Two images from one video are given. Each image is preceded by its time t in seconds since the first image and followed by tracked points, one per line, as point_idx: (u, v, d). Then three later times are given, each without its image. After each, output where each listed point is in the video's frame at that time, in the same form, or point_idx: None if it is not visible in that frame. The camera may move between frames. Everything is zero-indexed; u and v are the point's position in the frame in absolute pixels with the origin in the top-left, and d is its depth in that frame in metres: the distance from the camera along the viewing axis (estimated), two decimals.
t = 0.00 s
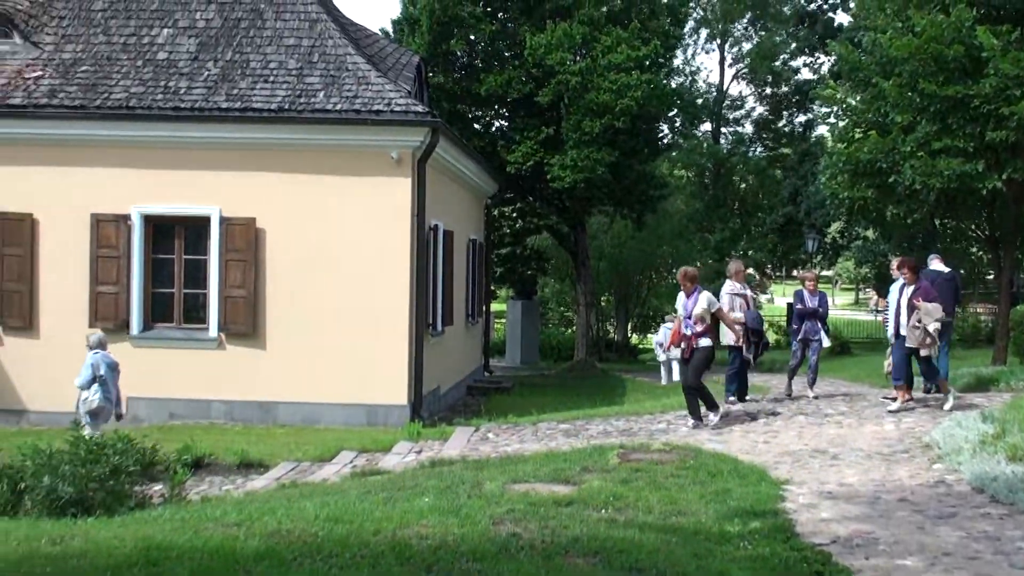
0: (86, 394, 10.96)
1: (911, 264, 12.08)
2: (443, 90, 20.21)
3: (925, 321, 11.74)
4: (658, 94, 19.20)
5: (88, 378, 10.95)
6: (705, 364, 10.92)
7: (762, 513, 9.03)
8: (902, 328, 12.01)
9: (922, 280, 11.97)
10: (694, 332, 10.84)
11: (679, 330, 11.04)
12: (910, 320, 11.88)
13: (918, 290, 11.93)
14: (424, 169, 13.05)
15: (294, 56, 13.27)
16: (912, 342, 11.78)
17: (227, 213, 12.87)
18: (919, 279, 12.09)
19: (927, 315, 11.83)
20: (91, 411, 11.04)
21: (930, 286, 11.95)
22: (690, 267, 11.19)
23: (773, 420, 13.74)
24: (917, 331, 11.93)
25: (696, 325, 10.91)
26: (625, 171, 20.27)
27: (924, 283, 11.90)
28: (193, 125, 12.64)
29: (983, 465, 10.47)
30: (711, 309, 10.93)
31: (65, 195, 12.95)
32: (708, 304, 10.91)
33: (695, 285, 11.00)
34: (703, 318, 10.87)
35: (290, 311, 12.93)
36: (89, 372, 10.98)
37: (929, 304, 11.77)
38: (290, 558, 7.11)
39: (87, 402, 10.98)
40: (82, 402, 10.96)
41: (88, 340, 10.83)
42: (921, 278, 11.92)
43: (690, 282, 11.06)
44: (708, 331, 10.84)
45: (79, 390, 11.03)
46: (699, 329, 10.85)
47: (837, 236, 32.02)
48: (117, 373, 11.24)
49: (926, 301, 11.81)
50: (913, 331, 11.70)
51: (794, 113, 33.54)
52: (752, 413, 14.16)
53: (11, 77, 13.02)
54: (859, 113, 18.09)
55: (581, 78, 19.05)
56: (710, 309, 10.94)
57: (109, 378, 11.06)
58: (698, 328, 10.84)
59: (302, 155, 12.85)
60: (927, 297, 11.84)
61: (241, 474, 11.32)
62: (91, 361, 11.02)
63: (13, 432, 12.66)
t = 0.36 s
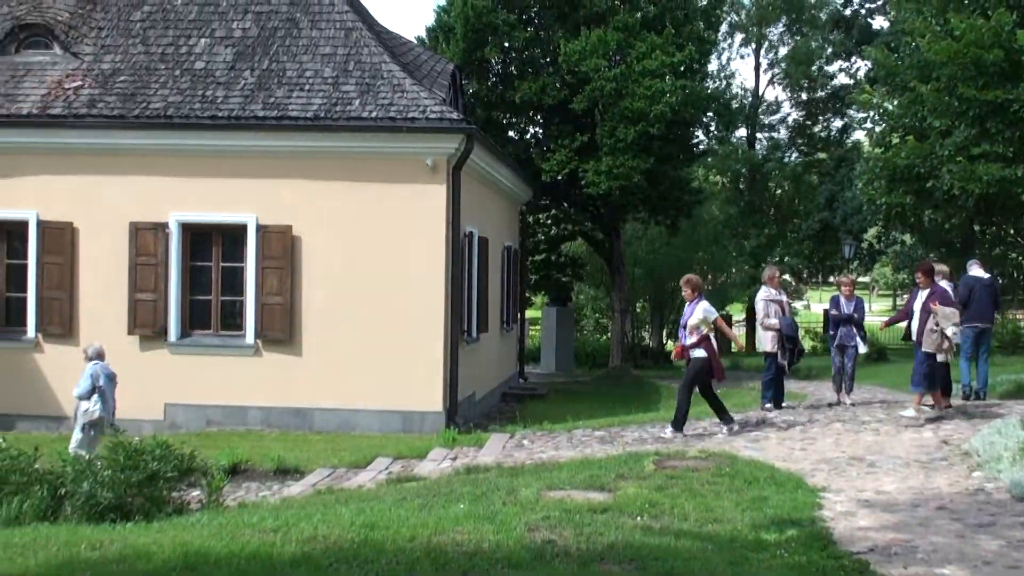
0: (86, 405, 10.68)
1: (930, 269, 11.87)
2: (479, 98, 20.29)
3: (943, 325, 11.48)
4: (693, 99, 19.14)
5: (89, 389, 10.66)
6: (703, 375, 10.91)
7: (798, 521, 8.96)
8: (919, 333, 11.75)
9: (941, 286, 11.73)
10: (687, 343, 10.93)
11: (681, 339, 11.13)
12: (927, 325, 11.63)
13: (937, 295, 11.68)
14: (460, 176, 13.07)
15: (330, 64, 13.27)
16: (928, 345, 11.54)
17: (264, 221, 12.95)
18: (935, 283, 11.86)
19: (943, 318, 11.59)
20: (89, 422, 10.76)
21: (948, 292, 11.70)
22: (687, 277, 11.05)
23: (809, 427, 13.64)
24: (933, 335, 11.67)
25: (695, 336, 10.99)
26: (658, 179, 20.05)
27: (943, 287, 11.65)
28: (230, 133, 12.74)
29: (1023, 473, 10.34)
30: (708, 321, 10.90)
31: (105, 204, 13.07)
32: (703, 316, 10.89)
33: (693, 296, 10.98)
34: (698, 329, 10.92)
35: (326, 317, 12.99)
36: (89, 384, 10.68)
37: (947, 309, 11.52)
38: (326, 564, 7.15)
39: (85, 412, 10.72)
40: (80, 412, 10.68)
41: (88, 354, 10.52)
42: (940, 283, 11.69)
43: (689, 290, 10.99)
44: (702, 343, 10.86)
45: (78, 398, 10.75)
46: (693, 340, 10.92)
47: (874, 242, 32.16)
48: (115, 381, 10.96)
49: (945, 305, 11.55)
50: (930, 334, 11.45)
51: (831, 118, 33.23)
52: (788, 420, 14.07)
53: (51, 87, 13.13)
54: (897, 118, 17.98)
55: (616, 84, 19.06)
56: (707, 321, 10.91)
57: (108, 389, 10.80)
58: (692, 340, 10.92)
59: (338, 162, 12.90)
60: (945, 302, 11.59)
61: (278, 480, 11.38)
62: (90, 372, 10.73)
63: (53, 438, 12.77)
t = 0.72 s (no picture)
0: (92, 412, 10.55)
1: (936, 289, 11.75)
2: (516, 108, 20.36)
3: (943, 344, 11.32)
4: (731, 108, 19.04)
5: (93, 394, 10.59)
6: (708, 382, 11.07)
7: (836, 532, 8.89)
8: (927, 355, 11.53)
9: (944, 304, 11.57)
10: (692, 351, 11.04)
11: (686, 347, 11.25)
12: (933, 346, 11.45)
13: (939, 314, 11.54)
14: (497, 186, 13.08)
15: (367, 74, 13.31)
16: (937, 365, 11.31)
17: (301, 229, 13.03)
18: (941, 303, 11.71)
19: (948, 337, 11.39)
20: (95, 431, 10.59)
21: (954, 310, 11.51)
22: (692, 283, 11.11)
23: (847, 438, 13.53)
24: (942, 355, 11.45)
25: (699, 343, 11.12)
26: (696, 186, 19.88)
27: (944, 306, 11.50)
28: (269, 143, 12.83)
29: None
30: (709, 328, 11.00)
31: (145, 213, 13.18)
32: (704, 324, 11.00)
33: (695, 304, 11.07)
34: (701, 336, 11.03)
35: (363, 326, 13.03)
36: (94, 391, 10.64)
37: (946, 327, 11.36)
38: (364, 572, 7.17)
39: (90, 420, 10.54)
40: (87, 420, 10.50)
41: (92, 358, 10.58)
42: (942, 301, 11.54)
43: (690, 298, 11.08)
44: (705, 350, 10.98)
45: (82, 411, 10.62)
46: (696, 348, 11.03)
47: (913, 250, 31.96)
48: (117, 395, 10.93)
49: (946, 324, 11.39)
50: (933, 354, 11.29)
51: (869, 127, 32.91)
52: (826, 431, 13.97)
53: (93, 97, 13.26)
54: (938, 126, 17.88)
55: (653, 92, 19.01)
56: (707, 328, 11.01)
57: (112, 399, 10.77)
58: (695, 348, 11.04)
59: (375, 171, 12.96)
60: (946, 320, 11.44)
61: (314, 488, 11.42)
62: (94, 380, 10.70)
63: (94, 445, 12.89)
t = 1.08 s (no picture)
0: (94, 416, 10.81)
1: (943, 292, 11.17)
2: (550, 116, 20.44)
3: (950, 351, 10.87)
4: (765, 115, 19.04)
5: (97, 399, 10.89)
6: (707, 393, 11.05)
7: (874, 542, 8.81)
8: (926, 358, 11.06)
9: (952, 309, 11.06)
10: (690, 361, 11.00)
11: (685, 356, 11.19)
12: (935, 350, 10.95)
13: (947, 318, 11.01)
14: (531, 193, 13.11)
15: (402, 82, 13.36)
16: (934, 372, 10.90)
17: (337, 237, 13.09)
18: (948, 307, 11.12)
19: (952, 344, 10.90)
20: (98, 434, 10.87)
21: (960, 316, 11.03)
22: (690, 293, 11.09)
23: (884, 447, 13.42)
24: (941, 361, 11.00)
25: (698, 353, 11.07)
26: (731, 194, 19.91)
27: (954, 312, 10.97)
28: (305, 151, 12.91)
29: None
30: (706, 339, 10.91)
31: (182, 221, 13.29)
32: (702, 334, 10.93)
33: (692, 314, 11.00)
34: (699, 347, 10.98)
35: (399, 333, 13.06)
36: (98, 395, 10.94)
37: (954, 335, 10.87)
38: None
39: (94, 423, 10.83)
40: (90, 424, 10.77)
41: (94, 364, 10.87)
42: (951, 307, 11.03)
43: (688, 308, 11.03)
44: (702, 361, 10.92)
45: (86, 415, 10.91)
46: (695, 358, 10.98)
47: (950, 258, 31.61)
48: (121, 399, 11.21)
49: (954, 331, 10.89)
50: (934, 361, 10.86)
51: (906, 133, 32.60)
52: (863, 440, 13.86)
53: (131, 106, 13.39)
54: (976, 133, 17.74)
55: (687, 99, 18.95)
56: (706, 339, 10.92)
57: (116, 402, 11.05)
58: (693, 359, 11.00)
59: (411, 179, 13.01)
60: (953, 327, 10.91)
61: (349, 495, 11.45)
62: (100, 385, 11.03)
63: (131, 451, 12.99)
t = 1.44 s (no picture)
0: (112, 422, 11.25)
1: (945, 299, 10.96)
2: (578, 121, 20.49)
3: (961, 358, 10.55)
4: (794, 120, 19.01)
5: (110, 404, 11.28)
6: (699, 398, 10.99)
7: (906, 549, 8.75)
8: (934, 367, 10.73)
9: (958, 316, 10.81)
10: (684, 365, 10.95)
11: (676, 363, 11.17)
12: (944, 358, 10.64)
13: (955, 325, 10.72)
14: (559, 198, 13.11)
15: (432, 88, 13.40)
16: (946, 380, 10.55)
17: (367, 243, 13.14)
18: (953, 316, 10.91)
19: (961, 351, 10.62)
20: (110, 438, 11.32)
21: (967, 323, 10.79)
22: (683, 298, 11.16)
23: (917, 453, 13.32)
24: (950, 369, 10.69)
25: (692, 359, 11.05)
26: (760, 199, 19.82)
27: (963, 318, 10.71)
28: (336, 158, 12.98)
29: None
30: (702, 343, 10.94)
31: (213, 227, 13.38)
32: (699, 338, 10.96)
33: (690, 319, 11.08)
34: (694, 351, 10.97)
35: (429, 339, 13.09)
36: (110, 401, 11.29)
37: (964, 339, 10.61)
38: None
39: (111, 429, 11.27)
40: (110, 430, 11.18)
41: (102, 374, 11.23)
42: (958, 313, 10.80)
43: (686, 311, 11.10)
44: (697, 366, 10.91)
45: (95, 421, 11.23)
46: (689, 362, 10.96)
47: (982, 263, 31.37)
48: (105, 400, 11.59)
49: (963, 336, 10.62)
50: (945, 368, 10.53)
51: (936, 138, 32.33)
52: (894, 446, 13.77)
53: (163, 114, 13.50)
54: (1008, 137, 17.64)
55: (716, 105, 18.93)
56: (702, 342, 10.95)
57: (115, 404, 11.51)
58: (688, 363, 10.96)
59: (440, 185, 13.04)
60: (962, 332, 10.66)
61: (379, 500, 11.48)
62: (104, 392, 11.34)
63: (163, 455, 13.07)
